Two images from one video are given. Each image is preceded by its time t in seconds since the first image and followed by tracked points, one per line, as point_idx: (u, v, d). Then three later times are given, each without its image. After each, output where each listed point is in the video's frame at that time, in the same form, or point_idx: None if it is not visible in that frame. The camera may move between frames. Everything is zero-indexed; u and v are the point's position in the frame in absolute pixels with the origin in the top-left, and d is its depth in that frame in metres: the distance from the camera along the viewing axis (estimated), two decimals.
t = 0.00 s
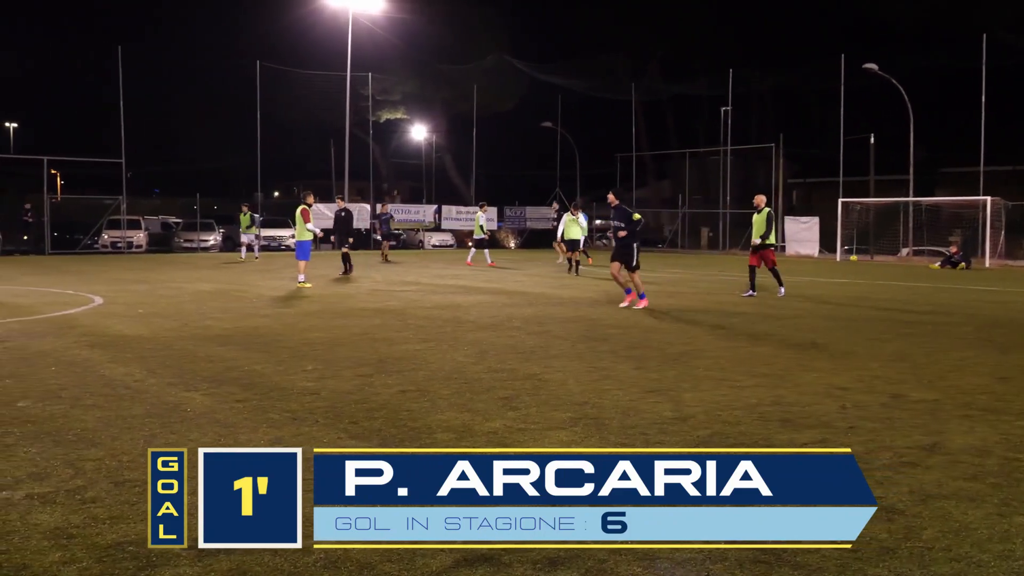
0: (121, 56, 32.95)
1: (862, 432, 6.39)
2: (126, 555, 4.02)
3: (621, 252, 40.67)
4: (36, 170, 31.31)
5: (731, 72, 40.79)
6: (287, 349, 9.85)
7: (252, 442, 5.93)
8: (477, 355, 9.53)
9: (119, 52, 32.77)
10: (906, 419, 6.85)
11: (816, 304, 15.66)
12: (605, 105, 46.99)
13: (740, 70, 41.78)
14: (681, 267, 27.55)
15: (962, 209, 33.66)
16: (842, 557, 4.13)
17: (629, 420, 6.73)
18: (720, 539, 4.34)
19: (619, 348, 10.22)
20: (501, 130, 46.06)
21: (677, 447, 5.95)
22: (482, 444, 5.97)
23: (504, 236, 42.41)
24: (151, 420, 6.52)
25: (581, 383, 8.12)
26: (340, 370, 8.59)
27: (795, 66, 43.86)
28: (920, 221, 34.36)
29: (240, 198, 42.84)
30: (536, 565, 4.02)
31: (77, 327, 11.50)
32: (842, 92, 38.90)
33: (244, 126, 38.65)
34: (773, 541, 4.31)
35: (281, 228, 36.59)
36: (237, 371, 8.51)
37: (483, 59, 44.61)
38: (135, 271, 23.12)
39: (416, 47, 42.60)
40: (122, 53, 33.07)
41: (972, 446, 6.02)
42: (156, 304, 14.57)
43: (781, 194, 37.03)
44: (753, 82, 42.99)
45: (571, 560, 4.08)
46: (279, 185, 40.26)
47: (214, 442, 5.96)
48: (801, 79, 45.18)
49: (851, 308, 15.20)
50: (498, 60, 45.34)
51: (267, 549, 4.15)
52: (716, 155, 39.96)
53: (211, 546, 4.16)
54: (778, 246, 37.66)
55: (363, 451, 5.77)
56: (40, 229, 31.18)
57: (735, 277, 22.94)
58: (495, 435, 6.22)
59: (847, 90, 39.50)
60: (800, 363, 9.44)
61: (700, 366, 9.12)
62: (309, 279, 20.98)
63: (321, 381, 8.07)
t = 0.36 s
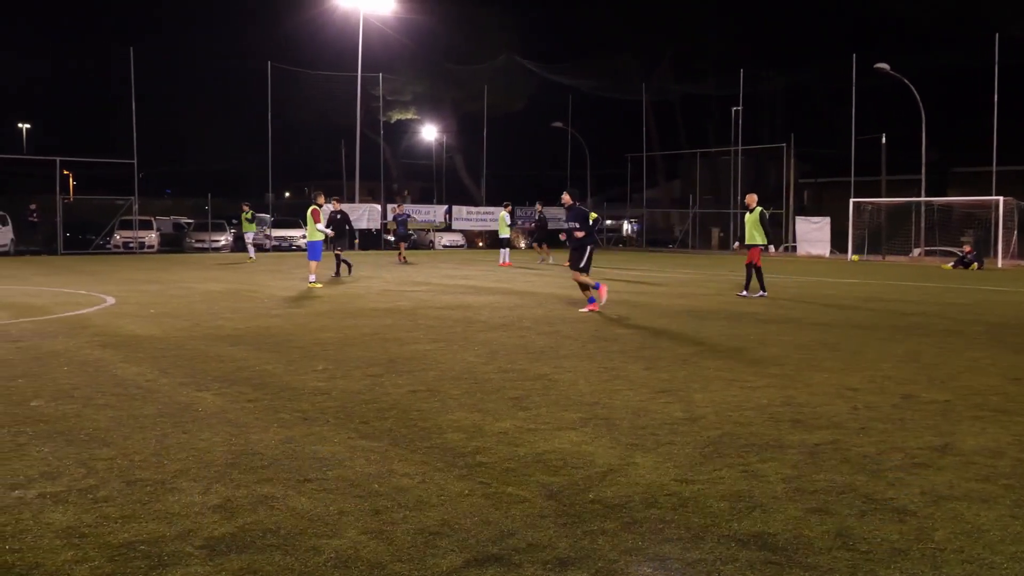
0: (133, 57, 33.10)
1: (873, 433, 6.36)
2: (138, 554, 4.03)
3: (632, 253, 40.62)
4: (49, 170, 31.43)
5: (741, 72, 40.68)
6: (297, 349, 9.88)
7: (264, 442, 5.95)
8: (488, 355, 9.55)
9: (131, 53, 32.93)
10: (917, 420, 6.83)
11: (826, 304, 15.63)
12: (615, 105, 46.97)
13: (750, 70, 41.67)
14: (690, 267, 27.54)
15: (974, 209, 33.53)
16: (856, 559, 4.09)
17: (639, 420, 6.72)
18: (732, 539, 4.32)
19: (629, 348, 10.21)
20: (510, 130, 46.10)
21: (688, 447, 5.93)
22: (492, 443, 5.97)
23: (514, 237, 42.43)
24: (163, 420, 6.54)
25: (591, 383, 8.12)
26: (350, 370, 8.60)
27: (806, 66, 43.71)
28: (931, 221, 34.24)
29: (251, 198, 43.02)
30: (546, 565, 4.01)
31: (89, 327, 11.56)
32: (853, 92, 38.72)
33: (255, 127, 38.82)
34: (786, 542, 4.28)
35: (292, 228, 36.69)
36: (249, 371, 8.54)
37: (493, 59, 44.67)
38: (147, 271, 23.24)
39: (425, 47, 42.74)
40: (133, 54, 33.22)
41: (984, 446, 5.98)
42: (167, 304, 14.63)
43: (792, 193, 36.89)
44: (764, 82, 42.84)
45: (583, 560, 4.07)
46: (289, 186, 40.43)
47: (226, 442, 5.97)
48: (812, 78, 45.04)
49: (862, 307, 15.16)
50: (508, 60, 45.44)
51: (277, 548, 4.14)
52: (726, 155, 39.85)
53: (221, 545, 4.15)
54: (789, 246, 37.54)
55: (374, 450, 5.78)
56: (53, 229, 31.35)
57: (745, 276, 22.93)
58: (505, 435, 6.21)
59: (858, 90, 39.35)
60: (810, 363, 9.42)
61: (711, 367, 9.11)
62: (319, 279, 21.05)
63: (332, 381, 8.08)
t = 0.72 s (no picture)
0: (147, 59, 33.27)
1: (886, 434, 6.32)
2: (153, 553, 4.04)
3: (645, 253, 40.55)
4: (63, 171, 31.63)
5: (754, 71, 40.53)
6: (310, 349, 9.90)
7: (277, 442, 5.96)
8: (500, 356, 9.55)
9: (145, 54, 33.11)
10: (932, 420, 6.78)
11: (839, 304, 15.56)
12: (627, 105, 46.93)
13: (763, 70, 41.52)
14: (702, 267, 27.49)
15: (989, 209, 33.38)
16: (868, 560, 4.06)
17: (652, 421, 6.70)
18: (745, 539, 4.30)
19: (642, 349, 10.17)
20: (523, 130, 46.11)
21: (701, 448, 5.90)
22: (504, 443, 5.96)
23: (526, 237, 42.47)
24: (176, 420, 6.57)
25: (604, 383, 8.10)
26: (363, 370, 8.62)
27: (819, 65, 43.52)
28: (945, 221, 34.06)
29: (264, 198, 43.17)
30: (558, 565, 4.00)
31: (103, 327, 11.61)
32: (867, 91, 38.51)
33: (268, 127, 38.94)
34: (798, 543, 4.26)
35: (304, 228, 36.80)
36: (262, 370, 8.56)
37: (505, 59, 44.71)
38: (161, 271, 23.36)
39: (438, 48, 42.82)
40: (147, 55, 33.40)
41: (1000, 447, 5.93)
42: (180, 305, 14.68)
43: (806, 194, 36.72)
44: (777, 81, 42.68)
45: (595, 561, 4.05)
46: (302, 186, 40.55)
47: (238, 441, 5.98)
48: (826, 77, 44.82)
49: (875, 308, 15.12)
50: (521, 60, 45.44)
51: (292, 547, 4.15)
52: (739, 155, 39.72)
53: (233, 546, 4.14)
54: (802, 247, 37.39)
55: (386, 450, 5.78)
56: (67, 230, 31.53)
57: (758, 277, 22.89)
58: (518, 435, 6.20)
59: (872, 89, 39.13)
60: (825, 363, 9.37)
61: (724, 367, 9.08)
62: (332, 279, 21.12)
63: (345, 380, 8.10)
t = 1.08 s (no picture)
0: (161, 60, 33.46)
1: (902, 435, 6.28)
2: (167, 552, 4.06)
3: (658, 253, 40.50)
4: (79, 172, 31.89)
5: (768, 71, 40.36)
6: (324, 349, 9.94)
7: (291, 442, 5.98)
8: (513, 356, 9.55)
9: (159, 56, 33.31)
10: (947, 421, 6.74)
11: (853, 304, 15.49)
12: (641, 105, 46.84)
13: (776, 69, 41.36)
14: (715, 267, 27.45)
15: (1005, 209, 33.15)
16: (885, 562, 4.02)
17: (665, 421, 6.68)
18: (758, 540, 4.29)
19: (656, 349, 10.16)
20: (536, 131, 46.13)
21: (716, 449, 5.87)
22: (517, 444, 5.95)
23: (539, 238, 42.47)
24: (191, 420, 6.60)
25: (617, 384, 8.08)
26: (377, 370, 8.64)
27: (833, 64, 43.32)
28: (960, 221, 33.85)
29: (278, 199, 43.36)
30: (572, 566, 3.99)
31: (119, 327, 11.70)
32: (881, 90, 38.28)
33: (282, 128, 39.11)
34: (812, 545, 4.23)
35: (318, 229, 37.03)
36: (277, 370, 8.60)
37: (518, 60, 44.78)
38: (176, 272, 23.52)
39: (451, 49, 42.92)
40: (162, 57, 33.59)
41: (1017, 449, 5.88)
42: (195, 305, 14.77)
43: (820, 194, 36.57)
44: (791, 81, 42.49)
45: (609, 562, 4.04)
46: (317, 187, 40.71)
47: (252, 441, 6.00)
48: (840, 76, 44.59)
49: (889, 308, 15.04)
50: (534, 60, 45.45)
51: (305, 547, 4.16)
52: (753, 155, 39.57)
53: (248, 545, 4.16)
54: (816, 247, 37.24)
55: (399, 450, 5.79)
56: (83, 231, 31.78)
57: (770, 277, 22.85)
58: (531, 436, 6.19)
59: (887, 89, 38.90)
60: (839, 364, 9.32)
61: (738, 367, 9.06)
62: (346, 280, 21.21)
63: (358, 380, 8.12)
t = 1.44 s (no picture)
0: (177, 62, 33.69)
1: (920, 436, 6.23)
2: (183, 552, 4.07)
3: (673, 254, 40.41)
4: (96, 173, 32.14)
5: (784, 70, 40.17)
6: (339, 349, 9.97)
7: (307, 442, 6.00)
8: (528, 356, 9.55)
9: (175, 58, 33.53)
10: (965, 422, 6.68)
11: (869, 304, 15.39)
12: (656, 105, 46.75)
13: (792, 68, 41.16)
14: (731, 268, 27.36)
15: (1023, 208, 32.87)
16: (901, 564, 3.99)
17: (680, 421, 6.66)
18: (774, 541, 4.26)
19: (671, 350, 10.13)
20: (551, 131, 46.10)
21: (731, 450, 5.85)
22: (532, 445, 5.94)
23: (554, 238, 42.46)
24: (208, 419, 6.63)
25: (632, 384, 8.06)
26: (391, 370, 8.65)
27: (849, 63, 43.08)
28: (978, 221, 33.57)
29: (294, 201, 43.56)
30: (586, 566, 3.98)
31: (135, 327, 11.78)
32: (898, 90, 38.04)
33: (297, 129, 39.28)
34: (827, 546, 4.21)
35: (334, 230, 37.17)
36: (292, 370, 8.63)
37: (532, 60, 44.76)
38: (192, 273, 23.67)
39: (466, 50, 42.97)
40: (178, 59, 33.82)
41: None
42: (211, 305, 14.86)
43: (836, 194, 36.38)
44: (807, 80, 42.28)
45: (623, 562, 4.03)
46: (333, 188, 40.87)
47: (267, 441, 6.02)
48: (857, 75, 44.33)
49: (906, 308, 14.94)
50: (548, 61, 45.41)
51: (320, 546, 4.17)
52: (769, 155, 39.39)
53: (263, 544, 4.17)
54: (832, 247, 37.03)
55: (414, 450, 5.80)
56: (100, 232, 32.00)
57: (786, 278, 22.77)
58: (546, 436, 6.19)
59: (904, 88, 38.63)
60: (854, 365, 9.26)
61: (753, 368, 9.02)
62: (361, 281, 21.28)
63: (373, 381, 8.14)
